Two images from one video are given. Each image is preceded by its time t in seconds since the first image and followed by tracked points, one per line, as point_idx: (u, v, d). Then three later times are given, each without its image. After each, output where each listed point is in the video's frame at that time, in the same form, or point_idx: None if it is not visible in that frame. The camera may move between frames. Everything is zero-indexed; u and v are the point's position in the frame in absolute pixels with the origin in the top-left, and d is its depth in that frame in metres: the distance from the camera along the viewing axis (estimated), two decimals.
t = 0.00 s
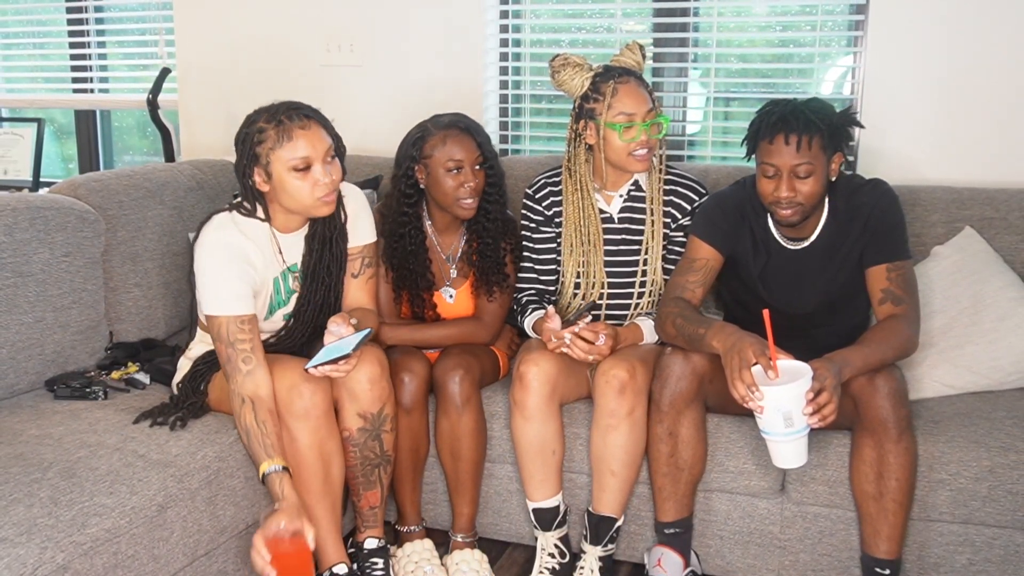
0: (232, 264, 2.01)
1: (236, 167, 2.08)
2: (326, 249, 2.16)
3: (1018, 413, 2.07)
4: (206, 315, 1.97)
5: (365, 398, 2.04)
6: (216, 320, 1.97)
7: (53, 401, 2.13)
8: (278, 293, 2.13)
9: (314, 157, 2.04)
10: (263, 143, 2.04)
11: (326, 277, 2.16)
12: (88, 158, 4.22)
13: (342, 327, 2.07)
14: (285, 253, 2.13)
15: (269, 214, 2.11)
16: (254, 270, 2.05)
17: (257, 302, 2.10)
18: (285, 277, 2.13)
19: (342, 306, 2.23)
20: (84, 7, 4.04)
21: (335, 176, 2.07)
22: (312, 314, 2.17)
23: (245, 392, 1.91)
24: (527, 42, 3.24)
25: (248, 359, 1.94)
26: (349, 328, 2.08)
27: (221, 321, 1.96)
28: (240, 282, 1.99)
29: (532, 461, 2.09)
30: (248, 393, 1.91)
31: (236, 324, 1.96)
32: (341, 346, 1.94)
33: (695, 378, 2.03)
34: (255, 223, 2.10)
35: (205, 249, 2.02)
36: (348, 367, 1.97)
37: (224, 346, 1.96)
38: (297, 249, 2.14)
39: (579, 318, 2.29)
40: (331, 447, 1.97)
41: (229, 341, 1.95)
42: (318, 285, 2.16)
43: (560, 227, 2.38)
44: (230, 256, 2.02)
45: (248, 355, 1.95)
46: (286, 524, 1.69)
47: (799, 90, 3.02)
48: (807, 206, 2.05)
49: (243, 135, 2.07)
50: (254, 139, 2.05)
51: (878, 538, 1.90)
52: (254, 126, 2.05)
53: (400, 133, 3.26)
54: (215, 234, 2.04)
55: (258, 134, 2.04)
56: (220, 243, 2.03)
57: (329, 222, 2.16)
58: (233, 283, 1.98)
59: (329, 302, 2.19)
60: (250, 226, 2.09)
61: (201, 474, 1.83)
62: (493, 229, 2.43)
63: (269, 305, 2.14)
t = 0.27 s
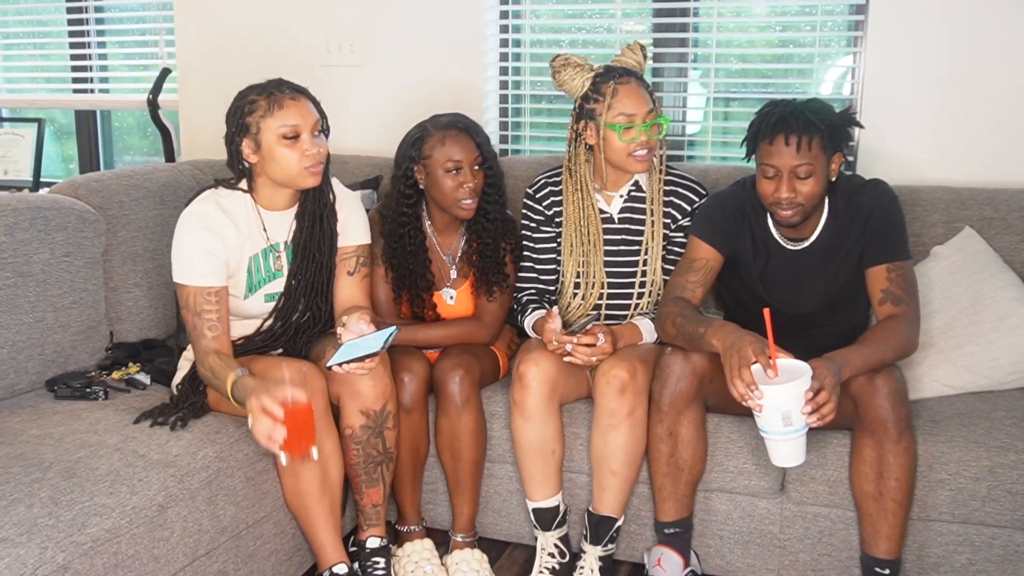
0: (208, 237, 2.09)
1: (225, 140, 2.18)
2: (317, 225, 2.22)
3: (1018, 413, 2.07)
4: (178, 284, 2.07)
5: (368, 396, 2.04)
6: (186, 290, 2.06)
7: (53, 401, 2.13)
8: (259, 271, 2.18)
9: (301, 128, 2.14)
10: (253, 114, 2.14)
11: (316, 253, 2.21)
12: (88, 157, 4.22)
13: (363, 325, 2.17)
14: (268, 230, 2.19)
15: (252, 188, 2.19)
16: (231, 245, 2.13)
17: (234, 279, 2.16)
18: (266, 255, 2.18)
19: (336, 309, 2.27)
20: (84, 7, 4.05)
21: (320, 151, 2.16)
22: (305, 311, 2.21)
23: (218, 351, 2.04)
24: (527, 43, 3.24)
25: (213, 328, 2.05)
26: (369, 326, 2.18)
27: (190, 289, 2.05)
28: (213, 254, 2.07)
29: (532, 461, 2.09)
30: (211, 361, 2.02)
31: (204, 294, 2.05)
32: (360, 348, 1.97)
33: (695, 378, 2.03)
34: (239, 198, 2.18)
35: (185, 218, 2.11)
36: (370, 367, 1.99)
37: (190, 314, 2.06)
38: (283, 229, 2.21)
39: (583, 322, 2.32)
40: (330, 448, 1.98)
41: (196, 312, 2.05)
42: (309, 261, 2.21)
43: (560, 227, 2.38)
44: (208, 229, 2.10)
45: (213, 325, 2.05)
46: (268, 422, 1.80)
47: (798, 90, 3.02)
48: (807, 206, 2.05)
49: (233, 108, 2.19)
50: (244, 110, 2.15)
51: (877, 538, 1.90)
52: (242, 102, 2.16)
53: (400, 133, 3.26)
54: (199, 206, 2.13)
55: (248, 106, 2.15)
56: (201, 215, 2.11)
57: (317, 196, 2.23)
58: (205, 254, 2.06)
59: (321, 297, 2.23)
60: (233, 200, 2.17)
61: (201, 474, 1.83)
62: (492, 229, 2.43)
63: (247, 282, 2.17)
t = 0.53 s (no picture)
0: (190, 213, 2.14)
1: (221, 127, 2.24)
2: (309, 216, 2.25)
3: (1017, 413, 2.07)
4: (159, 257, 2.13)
5: (370, 399, 2.05)
6: (164, 262, 2.11)
7: (53, 401, 2.13)
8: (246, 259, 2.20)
9: (291, 119, 2.18)
10: (247, 102, 2.20)
11: (307, 242, 2.24)
12: (88, 157, 4.22)
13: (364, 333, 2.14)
14: (256, 218, 2.23)
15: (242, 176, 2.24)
16: (214, 224, 2.17)
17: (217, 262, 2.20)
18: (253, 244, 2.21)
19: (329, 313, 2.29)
20: (85, 7, 4.05)
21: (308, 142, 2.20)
22: (299, 307, 2.23)
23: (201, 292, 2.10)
24: (527, 43, 3.24)
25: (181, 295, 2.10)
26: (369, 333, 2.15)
27: (167, 262, 2.11)
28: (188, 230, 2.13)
29: (532, 461, 2.09)
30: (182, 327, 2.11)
31: (179, 266, 2.10)
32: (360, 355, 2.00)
33: (695, 378, 2.03)
34: (229, 184, 2.23)
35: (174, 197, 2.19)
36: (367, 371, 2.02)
37: (162, 284, 2.11)
38: (273, 218, 2.24)
39: (583, 320, 2.31)
40: (329, 449, 1.98)
41: (170, 281, 2.10)
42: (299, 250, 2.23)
43: (561, 227, 2.38)
44: (190, 206, 2.16)
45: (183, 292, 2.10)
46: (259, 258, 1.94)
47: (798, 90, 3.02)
48: (807, 207, 2.05)
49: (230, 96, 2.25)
50: (239, 98, 2.21)
51: (877, 538, 1.90)
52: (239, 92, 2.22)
53: (400, 133, 3.26)
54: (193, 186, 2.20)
55: (244, 95, 2.21)
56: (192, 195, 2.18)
57: (309, 186, 2.26)
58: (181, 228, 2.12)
59: (313, 294, 2.25)
60: (224, 185, 2.23)
61: (201, 474, 1.83)
62: (492, 230, 2.43)
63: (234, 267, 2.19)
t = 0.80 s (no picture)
0: (185, 200, 2.17)
1: (213, 122, 2.26)
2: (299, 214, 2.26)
3: (1017, 413, 2.07)
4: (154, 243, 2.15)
5: (374, 401, 2.05)
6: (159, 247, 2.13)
7: (54, 401, 2.13)
8: (236, 251, 2.19)
9: (278, 119, 2.18)
10: (236, 101, 2.20)
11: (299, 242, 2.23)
12: (88, 158, 4.23)
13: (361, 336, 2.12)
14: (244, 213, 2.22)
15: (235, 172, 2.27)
16: (209, 212, 2.19)
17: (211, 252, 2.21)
18: (243, 238, 2.20)
19: (327, 312, 2.29)
20: (85, 7, 4.05)
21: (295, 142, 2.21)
22: (298, 306, 2.23)
23: (201, 246, 2.07)
24: (527, 43, 3.25)
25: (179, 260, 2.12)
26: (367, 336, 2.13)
27: (163, 246, 2.12)
28: (181, 213, 2.15)
29: (532, 461, 2.09)
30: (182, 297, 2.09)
31: (175, 249, 2.12)
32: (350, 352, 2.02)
33: (695, 378, 2.03)
34: (221, 180, 2.26)
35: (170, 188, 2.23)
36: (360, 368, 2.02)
37: (159, 267, 2.12)
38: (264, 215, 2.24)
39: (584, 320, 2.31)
40: (329, 449, 1.98)
41: (164, 261, 2.12)
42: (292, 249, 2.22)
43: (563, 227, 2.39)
44: (185, 194, 2.19)
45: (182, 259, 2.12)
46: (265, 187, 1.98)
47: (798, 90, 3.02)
48: (809, 204, 2.05)
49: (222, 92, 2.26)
50: (228, 97, 2.22)
51: (877, 538, 1.90)
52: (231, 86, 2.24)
53: (399, 133, 3.26)
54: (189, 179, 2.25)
55: (234, 94, 2.21)
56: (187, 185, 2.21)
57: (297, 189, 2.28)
58: (176, 212, 2.14)
59: (310, 291, 2.25)
60: (217, 181, 2.26)
61: (201, 474, 1.83)
62: (491, 230, 2.44)
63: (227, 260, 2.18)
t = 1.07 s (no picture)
0: (187, 196, 2.18)
1: (210, 122, 2.27)
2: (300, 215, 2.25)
3: (1017, 413, 2.08)
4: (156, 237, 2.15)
5: (375, 402, 2.05)
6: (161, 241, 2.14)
7: (54, 401, 2.13)
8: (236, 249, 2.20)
9: (271, 124, 2.18)
10: (230, 104, 2.21)
11: (297, 242, 2.22)
12: (88, 158, 4.22)
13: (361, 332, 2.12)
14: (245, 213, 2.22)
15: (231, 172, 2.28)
16: (211, 208, 2.20)
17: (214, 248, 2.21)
18: (242, 236, 2.21)
19: (326, 312, 2.29)
20: (85, 7, 4.05)
21: (287, 146, 2.21)
22: (297, 306, 2.23)
23: (206, 234, 2.08)
24: (527, 43, 3.25)
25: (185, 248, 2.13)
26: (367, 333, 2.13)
27: (165, 241, 2.13)
28: (183, 209, 2.15)
29: (532, 461, 2.09)
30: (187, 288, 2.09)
31: (178, 243, 2.13)
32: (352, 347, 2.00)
33: (694, 378, 2.03)
34: (219, 179, 2.26)
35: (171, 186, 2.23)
36: (361, 364, 2.03)
37: (163, 261, 2.12)
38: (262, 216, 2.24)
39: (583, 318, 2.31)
40: (328, 449, 1.98)
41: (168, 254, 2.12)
42: (289, 248, 2.21)
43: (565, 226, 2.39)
44: (187, 190, 2.20)
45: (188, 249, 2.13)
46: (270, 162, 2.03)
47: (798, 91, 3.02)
48: (820, 198, 2.05)
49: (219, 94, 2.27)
50: (223, 99, 2.22)
51: (877, 538, 1.90)
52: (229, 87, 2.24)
53: (399, 133, 3.26)
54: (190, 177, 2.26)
55: (229, 96, 2.22)
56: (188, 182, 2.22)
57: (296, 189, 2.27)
58: (179, 208, 2.15)
59: (308, 292, 2.25)
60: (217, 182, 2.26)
61: (201, 474, 1.83)
62: (491, 229, 2.44)
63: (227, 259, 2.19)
